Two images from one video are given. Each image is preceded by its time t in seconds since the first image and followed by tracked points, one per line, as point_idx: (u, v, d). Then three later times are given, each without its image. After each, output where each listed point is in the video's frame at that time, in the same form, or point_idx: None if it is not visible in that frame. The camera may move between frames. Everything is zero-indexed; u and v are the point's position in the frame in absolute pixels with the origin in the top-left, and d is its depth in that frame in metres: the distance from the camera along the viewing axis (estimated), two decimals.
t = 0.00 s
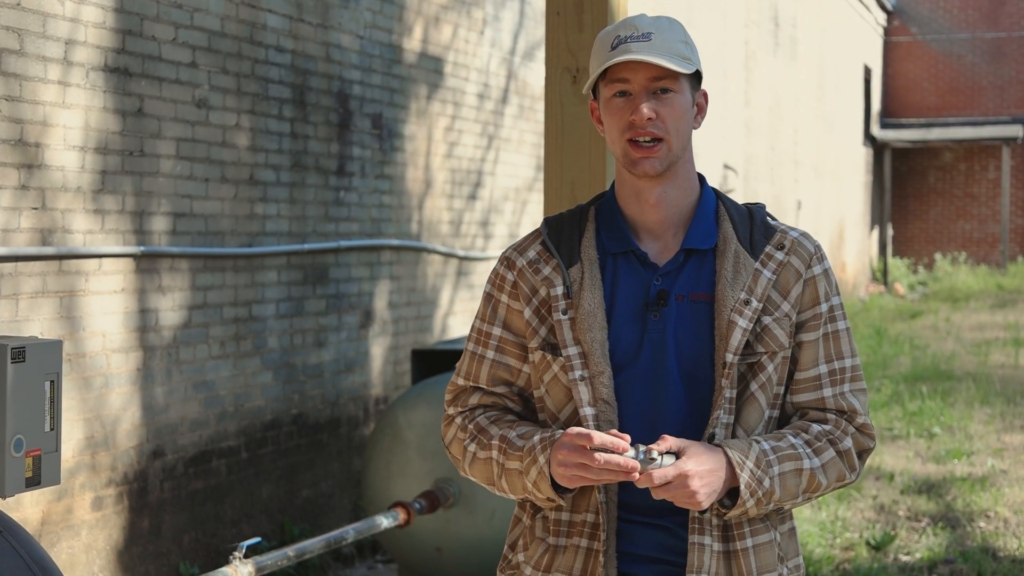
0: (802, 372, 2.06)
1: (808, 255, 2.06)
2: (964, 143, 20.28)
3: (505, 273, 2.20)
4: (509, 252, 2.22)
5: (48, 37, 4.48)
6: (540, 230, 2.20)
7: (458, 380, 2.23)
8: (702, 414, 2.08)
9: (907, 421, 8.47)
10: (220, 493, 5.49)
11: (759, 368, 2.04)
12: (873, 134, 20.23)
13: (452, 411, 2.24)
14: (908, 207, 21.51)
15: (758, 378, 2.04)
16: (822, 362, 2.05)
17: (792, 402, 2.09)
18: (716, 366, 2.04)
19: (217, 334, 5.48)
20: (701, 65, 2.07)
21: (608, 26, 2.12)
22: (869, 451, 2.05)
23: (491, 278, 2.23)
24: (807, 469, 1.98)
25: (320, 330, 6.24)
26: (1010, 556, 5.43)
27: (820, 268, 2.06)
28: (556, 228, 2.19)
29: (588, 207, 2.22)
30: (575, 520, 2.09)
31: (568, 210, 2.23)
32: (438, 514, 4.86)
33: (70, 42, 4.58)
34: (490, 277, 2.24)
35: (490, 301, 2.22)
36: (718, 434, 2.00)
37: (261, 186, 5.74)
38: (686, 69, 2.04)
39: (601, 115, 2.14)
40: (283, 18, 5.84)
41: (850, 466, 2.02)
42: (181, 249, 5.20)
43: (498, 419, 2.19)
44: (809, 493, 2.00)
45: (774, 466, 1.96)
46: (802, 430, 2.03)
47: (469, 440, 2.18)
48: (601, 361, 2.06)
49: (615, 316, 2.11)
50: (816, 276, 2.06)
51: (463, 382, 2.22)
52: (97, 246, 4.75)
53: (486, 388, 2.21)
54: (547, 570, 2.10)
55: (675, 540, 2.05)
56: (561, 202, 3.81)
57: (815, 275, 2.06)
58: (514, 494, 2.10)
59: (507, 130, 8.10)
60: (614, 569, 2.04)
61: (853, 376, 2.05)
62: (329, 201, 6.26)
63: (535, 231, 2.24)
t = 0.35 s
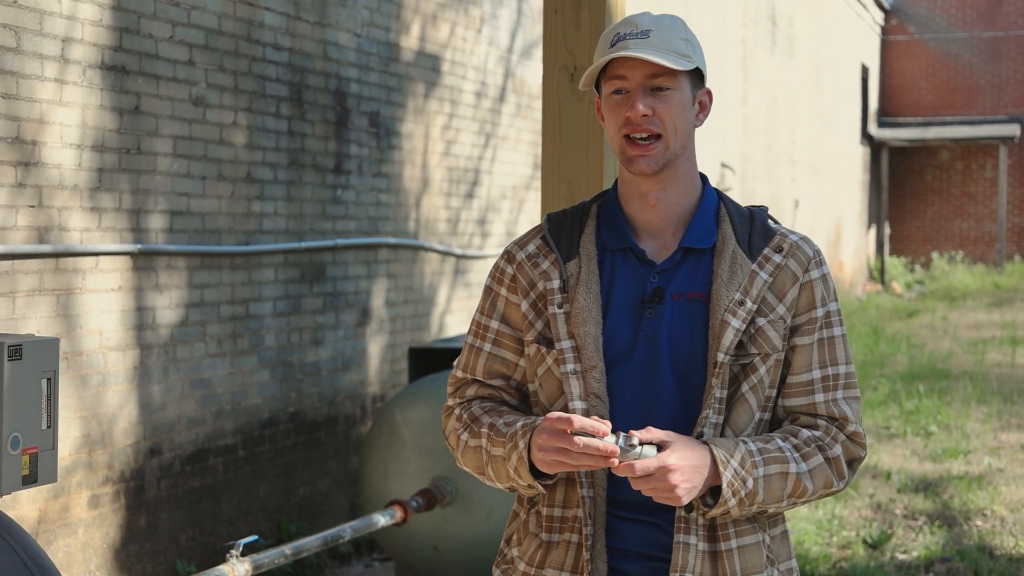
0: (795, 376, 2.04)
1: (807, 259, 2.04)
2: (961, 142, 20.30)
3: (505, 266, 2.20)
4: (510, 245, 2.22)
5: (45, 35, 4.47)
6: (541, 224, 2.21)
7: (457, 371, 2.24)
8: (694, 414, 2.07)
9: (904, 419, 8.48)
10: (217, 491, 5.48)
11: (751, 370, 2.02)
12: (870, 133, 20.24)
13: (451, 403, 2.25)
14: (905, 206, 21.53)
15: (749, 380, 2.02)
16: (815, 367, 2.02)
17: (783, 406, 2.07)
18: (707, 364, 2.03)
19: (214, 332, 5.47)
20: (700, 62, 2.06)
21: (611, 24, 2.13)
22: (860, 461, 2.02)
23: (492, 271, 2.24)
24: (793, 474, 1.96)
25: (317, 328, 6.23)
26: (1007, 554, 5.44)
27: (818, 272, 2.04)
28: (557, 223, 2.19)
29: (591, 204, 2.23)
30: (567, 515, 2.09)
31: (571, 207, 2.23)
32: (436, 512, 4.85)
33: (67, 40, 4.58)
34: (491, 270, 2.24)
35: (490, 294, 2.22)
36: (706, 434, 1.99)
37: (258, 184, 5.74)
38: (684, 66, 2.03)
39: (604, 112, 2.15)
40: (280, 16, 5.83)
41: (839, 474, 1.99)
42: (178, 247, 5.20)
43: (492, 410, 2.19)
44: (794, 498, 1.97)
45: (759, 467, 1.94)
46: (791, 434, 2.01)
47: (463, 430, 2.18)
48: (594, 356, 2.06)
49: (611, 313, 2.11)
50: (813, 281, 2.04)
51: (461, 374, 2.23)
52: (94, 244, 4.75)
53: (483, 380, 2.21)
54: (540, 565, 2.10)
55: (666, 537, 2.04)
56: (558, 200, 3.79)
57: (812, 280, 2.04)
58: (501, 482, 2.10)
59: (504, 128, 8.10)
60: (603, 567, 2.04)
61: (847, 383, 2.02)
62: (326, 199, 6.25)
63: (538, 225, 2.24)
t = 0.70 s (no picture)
0: (789, 377, 2.02)
1: (801, 258, 2.02)
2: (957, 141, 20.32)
3: (505, 261, 2.24)
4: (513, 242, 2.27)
5: (41, 32, 4.45)
6: (543, 221, 2.24)
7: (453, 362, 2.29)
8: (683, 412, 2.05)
9: (900, 417, 8.48)
10: (213, 489, 5.48)
11: (740, 369, 2.02)
12: (866, 131, 20.25)
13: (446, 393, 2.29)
14: (901, 205, 21.54)
15: (738, 379, 2.02)
16: (810, 368, 2.00)
17: (777, 407, 2.05)
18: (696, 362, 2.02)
19: (210, 330, 5.46)
20: (693, 60, 2.05)
21: (609, 23, 2.14)
22: (857, 463, 1.98)
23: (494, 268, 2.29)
24: (782, 473, 1.93)
25: (313, 326, 6.23)
26: (1003, 553, 5.44)
27: (812, 272, 2.02)
28: (558, 220, 2.22)
29: (593, 202, 2.25)
30: (559, 510, 2.10)
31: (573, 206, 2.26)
32: (433, 510, 4.87)
33: (64, 38, 4.57)
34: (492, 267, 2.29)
35: (490, 288, 2.28)
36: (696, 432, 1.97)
37: (254, 182, 5.73)
38: (673, 64, 2.02)
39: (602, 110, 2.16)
40: (277, 14, 5.82)
41: (833, 475, 1.95)
42: (175, 245, 5.19)
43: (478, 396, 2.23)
44: (784, 498, 1.94)
45: (746, 464, 1.91)
46: (784, 434, 1.98)
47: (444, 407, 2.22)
48: (585, 350, 2.07)
49: (604, 309, 2.11)
50: (807, 281, 2.02)
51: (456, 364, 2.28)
52: (90, 241, 4.74)
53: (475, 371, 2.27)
54: (534, 560, 2.10)
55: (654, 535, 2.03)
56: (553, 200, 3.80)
57: (806, 279, 2.02)
58: (462, 446, 2.15)
59: (500, 126, 8.10)
60: (595, 565, 2.03)
61: (843, 384, 1.99)
62: (322, 197, 6.25)
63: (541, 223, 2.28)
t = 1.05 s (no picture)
0: (781, 377, 2.01)
1: (791, 257, 2.01)
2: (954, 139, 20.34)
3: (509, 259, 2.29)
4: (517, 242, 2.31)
5: (39, 31, 4.45)
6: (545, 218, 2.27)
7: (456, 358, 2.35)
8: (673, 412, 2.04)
9: (897, 416, 8.49)
10: (211, 488, 5.47)
11: (728, 368, 2.02)
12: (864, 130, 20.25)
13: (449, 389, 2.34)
14: (898, 203, 21.55)
15: (726, 377, 2.02)
16: (803, 368, 1.99)
17: (771, 408, 2.04)
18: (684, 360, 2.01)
19: (208, 329, 5.46)
20: (686, 60, 2.04)
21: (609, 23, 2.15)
22: (852, 465, 1.97)
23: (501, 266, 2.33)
24: (770, 473, 1.92)
25: (311, 325, 6.23)
26: (1000, 552, 5.44)
27: (803, 271, 2.01)
28: (559, 218, 2.24)
29: (595, 201, 2.26)
30: (557, 503, 2.11)
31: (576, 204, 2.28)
32: (430, 509, 4.86)
33: (61, 36, 4.56)
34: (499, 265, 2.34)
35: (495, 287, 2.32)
36: (682, 430, 1.97)
37: (252, 181, 5.73)
38: (662, 63, 2.01)
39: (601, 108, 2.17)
40: (275, 12, 5.82)
41: (825, 477, 1.94)
42: (172, 244, 5.18)
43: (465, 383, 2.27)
44: (774, 499, 1.93)
45: (732, 465, 1.90)
46: (775, 435, 1.98)
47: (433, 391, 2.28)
48: (577, 345, 2.07)
49: (597, 306, 2.11)
50: (796, 280, 2.01)
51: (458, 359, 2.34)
52: (88, 240, 4.73)
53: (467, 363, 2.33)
54: (533, 556, 2.11)
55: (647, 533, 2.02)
56: (551, 200, 3.80)
57: (795, 279, 2.01)
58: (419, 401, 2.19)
59: (498, 125, 8.09)
60: (592, 563, 2.03)
61: (835, 385, 1.98)
62: (320, 195, 6.24)
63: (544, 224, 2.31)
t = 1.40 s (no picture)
0: (773, 376, 2.01)
1: (784, 257, 2.01)
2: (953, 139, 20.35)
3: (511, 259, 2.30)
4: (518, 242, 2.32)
5: (38, 30, 4.45)
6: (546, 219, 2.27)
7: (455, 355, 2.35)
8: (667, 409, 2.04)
9: (896, 416, 8.49)
10: (210, 487, 5.48)
11: (720, 367, 2.02)
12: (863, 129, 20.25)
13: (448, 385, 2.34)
14: (897, 203, 21.55)
15: (718, 377, 2.02)
16: (795, 368, 1.98)
17: (764, 408, 2.04)
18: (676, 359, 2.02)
19: (206, 328, 5.46)
20: (675, 62, 2.04)
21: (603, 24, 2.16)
22: (845, 465, 1.96)
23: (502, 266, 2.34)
24: (759, 473, 1.91)
25: (310, 324, 6.23)
26: (998, 552, 5.44)
27: (795, 271, 2.00)
28: (559, 217, 2.25)
29: (596, 202, 2.25)
30: (553, 501, 2.11)
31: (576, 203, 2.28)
32: (428, 508, 4.86)
33: (61, 36, 4.56)
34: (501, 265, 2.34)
35: (497, 286, 2.33)
36: (672, 429, 1.98)
37: (251, 180, 5.73)
38: (649, 66, 2.01)
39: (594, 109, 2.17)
40: (273, 12, 5.82)
41: (816, 476, 1.93)
42: (171, 243, 5.19)
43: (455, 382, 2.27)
44: (764, 498, 1.93)
45: (719, 464, 1.90)
46: (766, 435, 1.97)
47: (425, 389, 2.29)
48: (574, 343, 2.08)
49: (593, 305, 2.12)
50: (789, 280, 2.00)
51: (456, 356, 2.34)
52: (86, 239, 4.73)
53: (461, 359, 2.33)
54: (529, 553, 2.11)
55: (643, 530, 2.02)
56: (549, 201, 3.79)
57: (788, 279, 2.00)
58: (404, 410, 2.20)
59: (496, 125, 8.09)
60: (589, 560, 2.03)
61: (828, 384, 1.97)
62: (319, 195, 6.24)
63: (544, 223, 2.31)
